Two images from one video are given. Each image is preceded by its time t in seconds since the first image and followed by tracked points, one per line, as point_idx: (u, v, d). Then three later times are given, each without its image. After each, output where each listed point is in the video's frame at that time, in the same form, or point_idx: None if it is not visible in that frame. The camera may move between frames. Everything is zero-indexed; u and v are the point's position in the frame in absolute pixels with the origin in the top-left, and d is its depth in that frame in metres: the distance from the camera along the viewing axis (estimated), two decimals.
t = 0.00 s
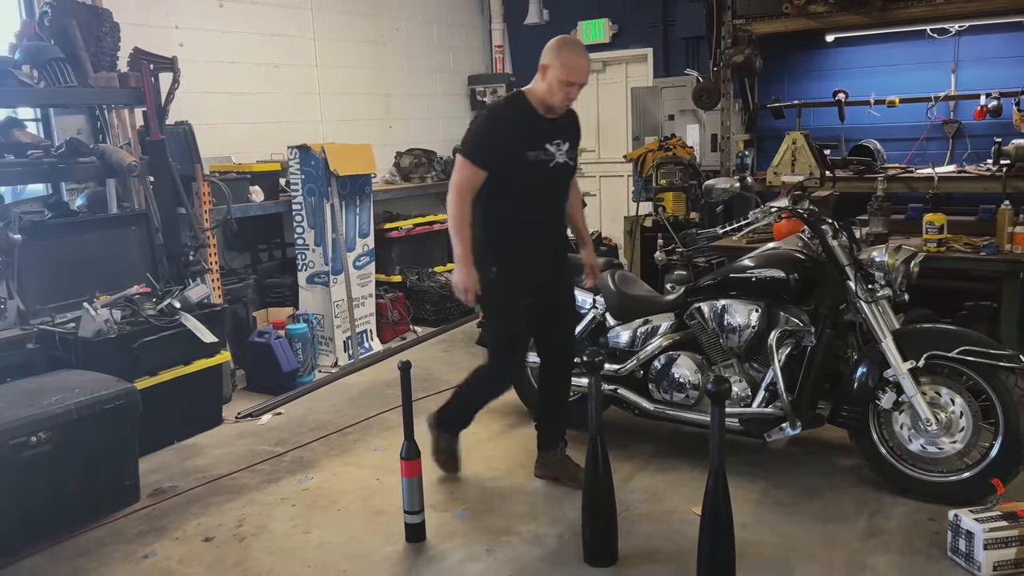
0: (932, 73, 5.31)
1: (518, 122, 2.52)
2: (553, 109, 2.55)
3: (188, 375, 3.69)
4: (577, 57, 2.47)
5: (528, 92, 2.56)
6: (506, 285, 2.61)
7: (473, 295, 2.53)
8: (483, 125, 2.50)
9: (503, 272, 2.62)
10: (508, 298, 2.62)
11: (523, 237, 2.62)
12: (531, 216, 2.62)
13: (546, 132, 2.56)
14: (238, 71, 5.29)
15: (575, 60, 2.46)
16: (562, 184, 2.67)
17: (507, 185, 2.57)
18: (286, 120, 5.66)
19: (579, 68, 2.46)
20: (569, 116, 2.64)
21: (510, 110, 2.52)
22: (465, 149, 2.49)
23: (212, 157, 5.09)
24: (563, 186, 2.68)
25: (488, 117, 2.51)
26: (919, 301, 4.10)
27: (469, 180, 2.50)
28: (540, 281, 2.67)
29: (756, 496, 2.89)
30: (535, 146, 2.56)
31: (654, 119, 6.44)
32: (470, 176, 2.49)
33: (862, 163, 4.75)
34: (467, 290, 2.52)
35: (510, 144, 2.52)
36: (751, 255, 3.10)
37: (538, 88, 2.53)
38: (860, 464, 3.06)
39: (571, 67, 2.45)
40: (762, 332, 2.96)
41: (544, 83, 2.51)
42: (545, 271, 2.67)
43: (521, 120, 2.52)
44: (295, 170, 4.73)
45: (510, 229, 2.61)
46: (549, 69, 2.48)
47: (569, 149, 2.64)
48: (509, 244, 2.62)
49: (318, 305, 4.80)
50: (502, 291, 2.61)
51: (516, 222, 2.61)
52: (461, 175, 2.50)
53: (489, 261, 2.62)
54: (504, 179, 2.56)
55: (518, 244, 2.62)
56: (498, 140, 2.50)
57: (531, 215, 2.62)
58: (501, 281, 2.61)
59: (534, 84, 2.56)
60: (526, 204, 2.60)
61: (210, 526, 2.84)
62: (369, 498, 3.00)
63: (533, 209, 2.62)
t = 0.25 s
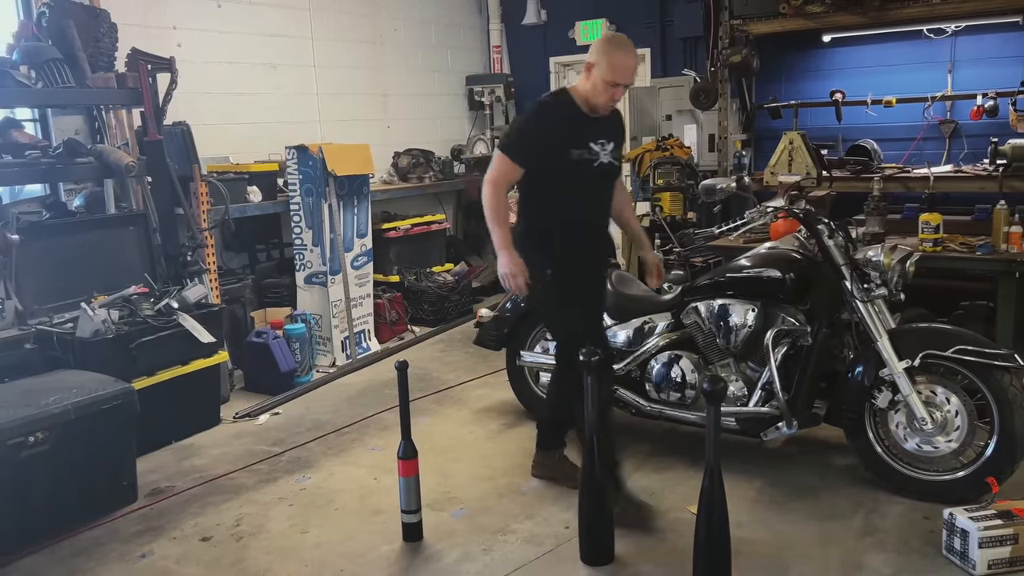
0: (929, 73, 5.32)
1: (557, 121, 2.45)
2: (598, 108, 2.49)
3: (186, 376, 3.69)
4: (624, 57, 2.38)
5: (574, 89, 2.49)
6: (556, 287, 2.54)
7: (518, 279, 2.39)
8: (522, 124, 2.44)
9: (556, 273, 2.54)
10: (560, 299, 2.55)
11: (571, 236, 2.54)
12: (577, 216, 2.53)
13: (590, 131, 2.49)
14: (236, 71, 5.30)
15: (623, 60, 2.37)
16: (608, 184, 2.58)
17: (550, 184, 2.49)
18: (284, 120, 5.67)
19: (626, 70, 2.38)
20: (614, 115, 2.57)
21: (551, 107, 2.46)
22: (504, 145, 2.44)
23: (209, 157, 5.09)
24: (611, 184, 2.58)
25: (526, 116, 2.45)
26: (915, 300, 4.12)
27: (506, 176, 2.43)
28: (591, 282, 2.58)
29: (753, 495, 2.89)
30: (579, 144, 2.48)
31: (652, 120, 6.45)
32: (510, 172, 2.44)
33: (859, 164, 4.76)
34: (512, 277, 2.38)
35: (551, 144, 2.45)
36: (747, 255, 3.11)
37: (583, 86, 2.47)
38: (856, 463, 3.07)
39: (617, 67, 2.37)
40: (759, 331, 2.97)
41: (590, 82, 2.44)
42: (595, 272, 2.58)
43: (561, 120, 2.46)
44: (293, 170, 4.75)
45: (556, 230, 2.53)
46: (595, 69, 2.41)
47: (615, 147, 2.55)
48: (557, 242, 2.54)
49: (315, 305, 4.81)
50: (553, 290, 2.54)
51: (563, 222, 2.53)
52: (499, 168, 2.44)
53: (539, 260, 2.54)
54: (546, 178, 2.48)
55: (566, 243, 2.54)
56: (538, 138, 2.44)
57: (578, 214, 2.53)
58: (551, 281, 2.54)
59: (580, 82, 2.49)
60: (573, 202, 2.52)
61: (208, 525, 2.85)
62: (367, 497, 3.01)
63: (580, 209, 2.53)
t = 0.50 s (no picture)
0: (924, 74, 5.34)
1: (607, 134, 2.18)
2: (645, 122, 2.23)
3: (183, 377, 3.70)
4: (674, 66, 2.14)
5: (618, 101, 2.23)
6: (628, 315, 2.21)
7: (550, 300, 2.22)
8: (567, 140, 2.18)
9: (627, 299, 2.21)
10: (636, 328, 2.21)
11: (637, 259, 2.23)
12: (640, 236, 2.23)
13: (644, 144, 2.21)
14: (232, 72, 5.30)
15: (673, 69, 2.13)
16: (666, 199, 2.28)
17: (609, 202, 2.20)
18: (281, 121, 5.67)
19: (677, 79, 2.13)
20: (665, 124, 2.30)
21: (598, 122, 2.19)
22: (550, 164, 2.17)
23: (206, 158, 5.09)
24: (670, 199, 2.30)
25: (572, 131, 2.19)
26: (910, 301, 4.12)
27: (549, 195, 2.18)
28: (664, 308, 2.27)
29: (749, 495, 2.90)
30: (636, 158, 2.19)
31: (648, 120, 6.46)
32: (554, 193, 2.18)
33: (856, 164, 4.76)
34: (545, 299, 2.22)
35: (604, 157, 2.17)
36: (744, 256, 3.14)
37: (626, 99, 2.22)
38: (852, 463, 3.08)
39: (668, 80, 2.13)
40: (755, 332, 2.96)
41: (636, 93, 2.18)
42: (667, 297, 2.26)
43: (613, 131, 2.18)
44: (290, 171, 4.76)
45: (622, 251, 2.22)
46: (642, 79, 2.16)
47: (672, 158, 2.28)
48: (623, 267, 2.22)
49: (312, 306, 4.82)
50: (626, 320, 2.21)
51: (626, 243, 2.22)
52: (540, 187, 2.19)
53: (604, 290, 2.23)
54: (603, 196, 2.19)
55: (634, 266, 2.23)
56: (587, 154, 2.16)
57: (641, 234, 2.23)
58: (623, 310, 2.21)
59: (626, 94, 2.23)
60: (636, 221, 2.22)
61: (205, 526, 2.85)
62: (363, 498, 3.01)
63: (642, 229, 2.23)
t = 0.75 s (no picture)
0: (918, 75, 5.36)
1: (662, 125, 2.13)
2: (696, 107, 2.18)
3: (179, 378, 3.69)
4: (725, 49, 2.08)
5: (666, 86, 2.18)
6: (680, 307, 2.21)
7: (637, 307, 2.08)
8: (624, 132, 2.12)
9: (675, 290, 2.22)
10: (687, 320, 2.21)
11: (688, 251, 2.23)
12: (693, 225, 2.22)
13: (699, 130, 2.18)
14: (228, 73, 5.30)
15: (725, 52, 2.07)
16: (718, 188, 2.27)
17: (662, 193, 2.18)
18: (277, 122, 5.67)
19: (729, 63, 2.07)
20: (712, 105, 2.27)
21: (654, 110, 2.14)
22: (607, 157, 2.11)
23: (201, 159, 5.09)
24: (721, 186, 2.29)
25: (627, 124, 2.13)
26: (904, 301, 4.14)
27: (613, 195, 2.09)
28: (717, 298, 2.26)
29: (745, 494, 2.91)
30: (692, 147, 2.17)
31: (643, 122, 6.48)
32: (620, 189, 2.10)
33: (850, 164, 4.78)
34: (634, 304, 2.07)
35: (660, 149, 2.13)
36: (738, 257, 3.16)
37: (676, 85, 2.17)
38: (847, 463, 3.10)
39: (718, 64, 2.07)
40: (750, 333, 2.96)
41: (684, 79, 2.13)
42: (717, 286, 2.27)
43: (668, 121, 2.14)
44: (286, 172, 4.77)
45: (672, 242, 2.21)
46: (692, 65, 2.10)
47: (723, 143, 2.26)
48: (673, 258, 2.22)
49: (308, 307, 4.82)
50: (676, 312, 2.21)
51: (678, 233, 2.21)
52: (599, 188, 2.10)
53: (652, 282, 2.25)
54: (660, 186, 2.17)
55: (684, 256, 2.23)
56: (643, 147, 2.12)
57: (694, 225, 2.22)
58: (675, 302, 2.21)
59: (674, 78, 2.17)
60: (689, 212, 2.21)
61: (201, 528, 2.85)
62: (360, 499, 3.02)
63: (697, 218, 2.22)
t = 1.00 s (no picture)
0: (913, 75, 5.38)
1: (683, 129, 2.14)
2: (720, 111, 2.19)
3: (175, 379, 3.69)
4: (747, 55, 2.07)
5: (689, 89, 2.19)
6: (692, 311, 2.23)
7: (676, 304, 2.07)
8: (648, 137, 2.14)
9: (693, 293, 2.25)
10: (705, 323, 2.23)
11: (708, 254, 2.25)
12: (715, 229, 2.24)
13: (723, 134, 2.19)
14: (224, 73, 5.29)
15: (747, 59, 2.06)
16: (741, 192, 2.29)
17: (684, 198, 2.19)
18: (273, 122, 5.66)
19: (750, 70, 2.07)
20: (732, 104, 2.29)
21: (679, 115, 2.15)
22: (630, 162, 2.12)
23: (197, 160, 5.08)
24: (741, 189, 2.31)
25: (650, 128, 2.14)
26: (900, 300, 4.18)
27: (637, 198, 2.12)
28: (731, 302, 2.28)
29: (743, 494, 2.92)
30: (715, 153, 2.18)
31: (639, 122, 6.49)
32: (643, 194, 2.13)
33: (845, 165, 4.80)
34: (676, 301, 2.06)
35: (680, 152, 2.14)
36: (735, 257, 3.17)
37: (699, 89, 2.18)
38: (844, 462, 3.11)
39: (738, 71, 2.06)
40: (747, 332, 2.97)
41: (706, 84, 2.14)
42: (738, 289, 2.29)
43: (690, 124, 2.14)
44: (282, 172, 4.75)
45: (694, 245, 2.23)
46: (713, 70, 2.10)
47: (744, 146, 2.27)
48: (690, 261, 2.24)
49: (305, 307, 4.81)
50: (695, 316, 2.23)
51: (697, 238, 2.23)
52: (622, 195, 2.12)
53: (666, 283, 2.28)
54: (684, 191, 2.18)
55: (705, 259, 2.25)
56: (666, 149, 2.13)
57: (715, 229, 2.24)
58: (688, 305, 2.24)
59: (697, 82, 2.18)
60: (712, 217, 2.23)
61: (199, 528, 2.84)
62: (358, 499, 3.02)
63: (720, 222, 2.24)
